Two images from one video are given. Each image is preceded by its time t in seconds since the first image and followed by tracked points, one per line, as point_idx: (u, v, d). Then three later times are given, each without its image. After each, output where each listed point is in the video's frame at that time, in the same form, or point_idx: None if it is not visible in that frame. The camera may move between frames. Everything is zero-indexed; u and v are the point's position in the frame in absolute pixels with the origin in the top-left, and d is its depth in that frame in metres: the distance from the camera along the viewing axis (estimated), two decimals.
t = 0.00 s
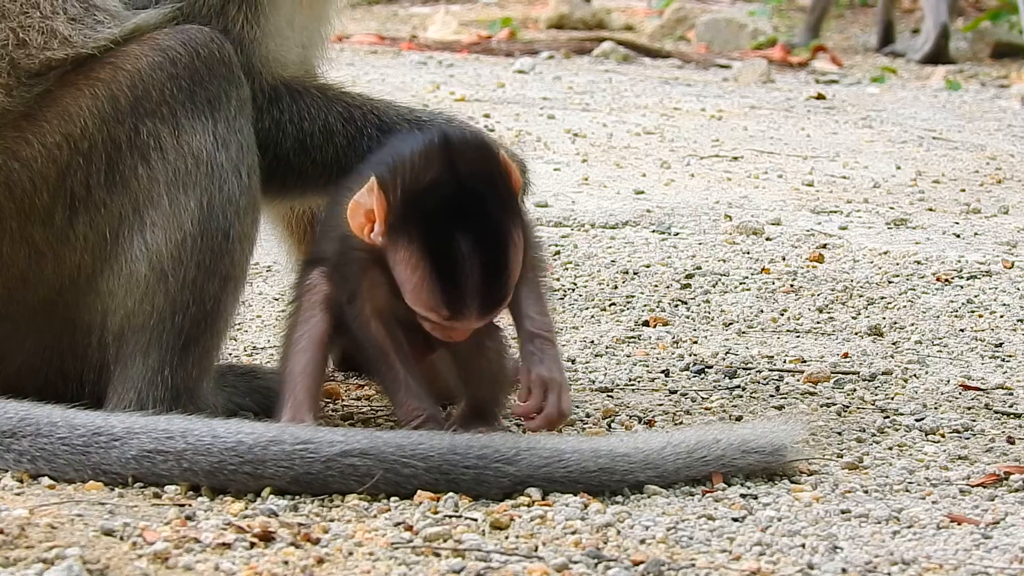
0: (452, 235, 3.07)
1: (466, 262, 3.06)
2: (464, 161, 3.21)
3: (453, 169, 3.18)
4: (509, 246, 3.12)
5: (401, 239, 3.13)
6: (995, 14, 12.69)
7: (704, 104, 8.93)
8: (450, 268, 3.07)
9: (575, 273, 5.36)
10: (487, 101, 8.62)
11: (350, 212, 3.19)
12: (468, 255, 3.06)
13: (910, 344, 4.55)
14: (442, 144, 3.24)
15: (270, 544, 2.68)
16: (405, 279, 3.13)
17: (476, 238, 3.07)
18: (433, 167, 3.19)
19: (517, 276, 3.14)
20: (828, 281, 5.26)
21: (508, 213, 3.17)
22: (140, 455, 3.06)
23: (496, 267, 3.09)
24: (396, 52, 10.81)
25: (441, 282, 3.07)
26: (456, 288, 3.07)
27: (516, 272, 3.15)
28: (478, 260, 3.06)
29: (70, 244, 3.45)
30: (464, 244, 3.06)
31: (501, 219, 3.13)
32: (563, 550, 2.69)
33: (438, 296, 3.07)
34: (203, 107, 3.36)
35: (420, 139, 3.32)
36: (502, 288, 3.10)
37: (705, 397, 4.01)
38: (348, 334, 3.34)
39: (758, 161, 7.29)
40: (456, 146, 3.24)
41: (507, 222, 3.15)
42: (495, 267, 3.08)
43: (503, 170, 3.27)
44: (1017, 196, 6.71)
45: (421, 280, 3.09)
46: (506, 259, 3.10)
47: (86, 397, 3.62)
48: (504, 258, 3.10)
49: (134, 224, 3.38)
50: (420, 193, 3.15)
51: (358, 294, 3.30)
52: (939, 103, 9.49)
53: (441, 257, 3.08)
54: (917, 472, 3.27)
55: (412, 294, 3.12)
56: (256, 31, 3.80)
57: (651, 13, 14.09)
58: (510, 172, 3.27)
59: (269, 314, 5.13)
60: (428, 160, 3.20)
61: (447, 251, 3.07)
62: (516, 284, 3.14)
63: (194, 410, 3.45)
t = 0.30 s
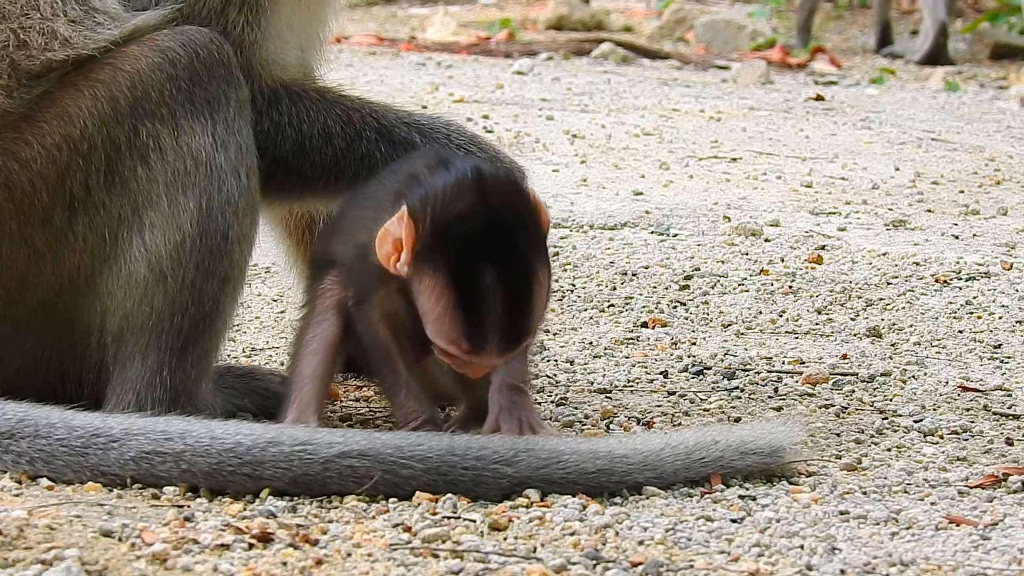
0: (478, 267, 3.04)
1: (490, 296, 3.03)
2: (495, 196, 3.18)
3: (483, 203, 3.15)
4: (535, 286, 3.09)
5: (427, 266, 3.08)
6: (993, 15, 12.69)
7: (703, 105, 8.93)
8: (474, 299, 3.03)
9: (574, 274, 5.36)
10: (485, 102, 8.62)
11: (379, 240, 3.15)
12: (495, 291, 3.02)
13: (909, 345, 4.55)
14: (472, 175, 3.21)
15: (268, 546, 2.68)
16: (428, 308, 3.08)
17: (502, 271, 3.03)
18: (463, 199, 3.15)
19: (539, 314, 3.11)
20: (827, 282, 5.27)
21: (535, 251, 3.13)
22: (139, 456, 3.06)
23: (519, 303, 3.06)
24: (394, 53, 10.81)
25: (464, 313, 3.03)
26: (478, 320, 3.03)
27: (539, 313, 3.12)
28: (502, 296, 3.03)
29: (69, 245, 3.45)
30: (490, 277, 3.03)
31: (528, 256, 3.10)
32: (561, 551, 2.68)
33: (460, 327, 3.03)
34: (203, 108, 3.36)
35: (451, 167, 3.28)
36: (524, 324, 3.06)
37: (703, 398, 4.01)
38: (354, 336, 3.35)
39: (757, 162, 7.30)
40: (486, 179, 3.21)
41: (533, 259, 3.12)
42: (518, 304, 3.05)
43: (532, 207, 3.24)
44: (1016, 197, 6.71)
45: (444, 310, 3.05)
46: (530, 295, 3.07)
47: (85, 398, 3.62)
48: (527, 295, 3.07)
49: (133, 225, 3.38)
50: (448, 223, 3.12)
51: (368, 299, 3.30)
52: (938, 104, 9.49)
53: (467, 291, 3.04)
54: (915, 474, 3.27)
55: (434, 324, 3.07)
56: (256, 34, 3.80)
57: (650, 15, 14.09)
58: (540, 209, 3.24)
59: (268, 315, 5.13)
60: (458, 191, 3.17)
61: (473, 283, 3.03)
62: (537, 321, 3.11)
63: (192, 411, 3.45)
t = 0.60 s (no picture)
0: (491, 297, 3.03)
1: (499, 327, 3.02)
2: (515, 228, 3.16)
3: (503, 233, 3.13)
4: (545, 321, 3.07)
5: (440, 292, 3.08)
6: (994, 16, 12.70)
7: (703, 106, 8.94)
8: (483, 328, 3.03)
9: (574, 275, 5.37)
10: (486, 103, 8.63)
11: (398, 260, 3.18)
12: (503, 322, 3.02)
13: (909, 347, 4.56)
14: (496, 206, 3.19)
15: (269, 547, 2.68)
16: (436, 333, 3.08)
17: (514, 304, 3.02)
18: (484, 229, 3.13)
19: (547, 349, 3.09)
20: (827, 283, 5.27)
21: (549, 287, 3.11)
22: (139, 457, 3.06)
23: (529, 335, 3.05)
24: (394, 54, 10.82)
25: (473, 340, 3.02)
26: (485, 349, 3.02)
27: (547, 348, 3.10)
28: (511, 327, 3.02)
29: (69, 247, 3.46)
30: (501, 308, 3.02)
31: (542, 291, 3.08)
32: (561, 553, 2.68)
33: (466, 354, 3.02)
34: (203, 109, 3.36)
35: (475, 196, 3.27)
36: (532, 359, 3.05)
37: (704, 399, 4.02)
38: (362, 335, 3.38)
39: (757, 163, 7.30)
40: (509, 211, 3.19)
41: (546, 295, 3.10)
42: (527, 337, 3.04)
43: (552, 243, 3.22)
44: (1016, 199, 6.72)
45: (453, 336, 3.04)
46: (539, 330, 3.06)
47: (86, 399, 3.62)
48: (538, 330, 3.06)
49: (133, 226, 3.38)
50: (465, 251, 3.10)
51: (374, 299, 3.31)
52: (939, 105, 9.49)
53: (475, 320, 3.03)
54: (915, 475, 3.27)
55: (440, 349, 3.07)
56: (256, 35, 3.80)
57: (650, 15, 14.10)
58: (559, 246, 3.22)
59: (268, 315, 5.14)
60: (478, 220, 3.15)
61: (483, 312, 3.02)
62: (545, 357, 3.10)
63: (192, 411, 3.45)
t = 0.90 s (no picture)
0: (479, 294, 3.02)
1: (485, 323, 3.02)
2: (516, 229, 3.13)
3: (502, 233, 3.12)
4: (533, 321, 3.05)
5: (436, 284, 3.10)
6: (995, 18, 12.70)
7: (703, 107, 8.94)
8: (470, 323, 3.03)
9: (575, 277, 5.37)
10: (486, 104, 8.63)
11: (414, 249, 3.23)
12: (489, 317, 3.02)
13: (910, 349, 4.55)
14: (504, 203, 3.17)
15: (269, 549, 2.68)
16: (433, 323, 3.11)
17: (501, 301, 3.02)
18: (486, 227, 3.13)
19: (538, 351, 3.07)
20: (827, 285, 5.27)
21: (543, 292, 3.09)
22: (139, 459, 3.06)
23: (517, 335, 3.03)
24: (394, 55, 10.82)
25: (460, 333, 3.04)
26: (472, 344, 3.03)
27: (540, 349, 3.08)
28: (497, 324, 3.02)
29: (70, 250, 3.46)
30: (488, 305, 3.02)
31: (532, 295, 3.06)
32: (562, 555, 2.68)
33: (453, 346, 3.04)
34: (203, 112, 3.36)
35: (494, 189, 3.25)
36: (518, 359, 3.04)
37: (704, 402, 4.02)
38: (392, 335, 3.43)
39: (758, 165, 7.30)
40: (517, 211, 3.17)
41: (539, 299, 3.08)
42: (514, 336, 3.03)
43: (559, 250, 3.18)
44: (1017, 200, 6.72)
45: (442, 326, 3.07)
46: (528, 329, 3.04)
47: (86, 402, 3.62)
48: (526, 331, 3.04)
49: (134, 229, 3.38)
50: (462, 246, 3.11)
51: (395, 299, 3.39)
52: (939, 107, 9.49)
53: (464, 312, 3.03)
54: (916, 478, 3.27)
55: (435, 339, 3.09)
56: (258, 38, 3.80)
57: (651, 17, 14.10)
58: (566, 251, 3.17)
59: (269, 318, 5.14)
60: (481, 218, 3.14)
61: (472, 308, 3.03)
62: (536, 358, 3.07)
63: (193, 414, 3.46)
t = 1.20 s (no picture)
0: (421, 255, 3.03)
1: (432, 284, 3.03)
2: (454, 183, 3.12)
3: (441, 189, 3.10)
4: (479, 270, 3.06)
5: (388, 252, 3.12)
6: (997, 22, 12.70)
7: (705, 112, 8.94)
8: (419, 286, 3.04)
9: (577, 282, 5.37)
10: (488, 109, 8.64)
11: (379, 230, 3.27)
12: (432, 274, 3.03)
13: (912, 353, 4.55)
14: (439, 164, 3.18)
15: (272, 555, 2.68)
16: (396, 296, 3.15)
17: (440, 255, 3.03)
18: (420, 184, 3.13)
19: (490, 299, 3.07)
20: (829, 289, 5.27)
21: (488, 242, 3.08)
22: (142, 465, 3.06)
23: (465, 289, 3.05)
24: (396, 60, 10.83)
25: (413, 299, 3.06)
26: (425, 307, 3.06)
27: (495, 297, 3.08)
28: (442, 283, 3.03)
29: (72, 256, 3.46)
30: (431, 263, 3.02)
31: (475, 245, 3.06)
32: (565, 560, 2.68)
33: (410, 313, 3.08)
34: (205, 117, 3.37)
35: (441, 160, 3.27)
36: (471, 314, 3.05)
37: (706, 407, 4.02)
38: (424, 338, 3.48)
39: (759, 170, 7.30)
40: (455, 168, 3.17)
41: (484, 248, 3.07)
42: (462, 292, 3.05)
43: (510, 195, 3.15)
44: (1019, 205, 6.71)
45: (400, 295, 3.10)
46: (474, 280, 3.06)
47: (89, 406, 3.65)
48: (473, 284, 3.06)
49: (137, 235, 3.38)
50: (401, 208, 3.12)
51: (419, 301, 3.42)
52: (941, 111, 9.49)
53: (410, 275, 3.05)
54: (918, 482, 3.27)
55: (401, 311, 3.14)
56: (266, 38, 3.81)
57: (653, 21, 14.11)
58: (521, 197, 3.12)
59: (271, 323, 5.15)
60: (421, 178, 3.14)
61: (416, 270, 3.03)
62: (495, 312, 3.08)
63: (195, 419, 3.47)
